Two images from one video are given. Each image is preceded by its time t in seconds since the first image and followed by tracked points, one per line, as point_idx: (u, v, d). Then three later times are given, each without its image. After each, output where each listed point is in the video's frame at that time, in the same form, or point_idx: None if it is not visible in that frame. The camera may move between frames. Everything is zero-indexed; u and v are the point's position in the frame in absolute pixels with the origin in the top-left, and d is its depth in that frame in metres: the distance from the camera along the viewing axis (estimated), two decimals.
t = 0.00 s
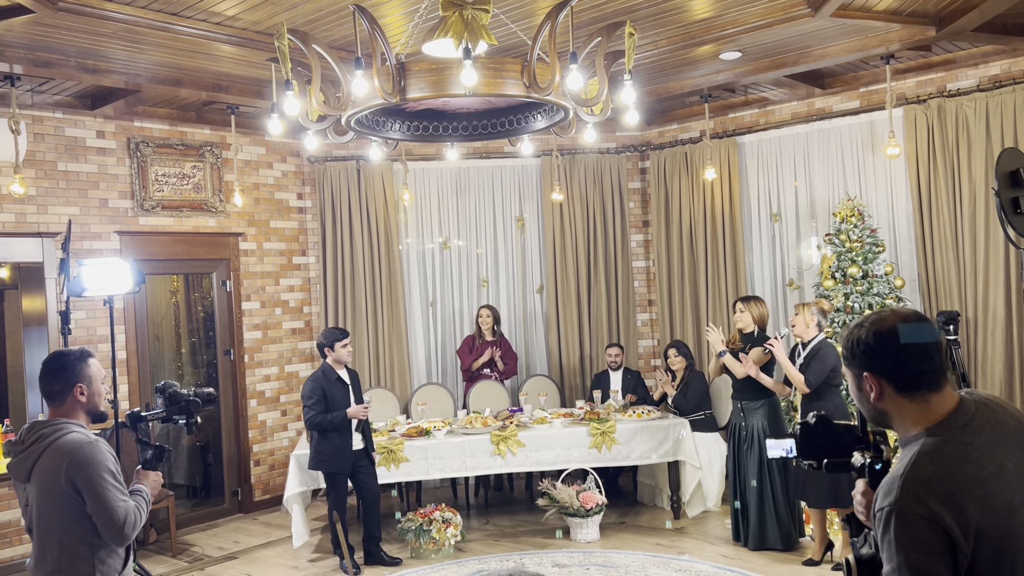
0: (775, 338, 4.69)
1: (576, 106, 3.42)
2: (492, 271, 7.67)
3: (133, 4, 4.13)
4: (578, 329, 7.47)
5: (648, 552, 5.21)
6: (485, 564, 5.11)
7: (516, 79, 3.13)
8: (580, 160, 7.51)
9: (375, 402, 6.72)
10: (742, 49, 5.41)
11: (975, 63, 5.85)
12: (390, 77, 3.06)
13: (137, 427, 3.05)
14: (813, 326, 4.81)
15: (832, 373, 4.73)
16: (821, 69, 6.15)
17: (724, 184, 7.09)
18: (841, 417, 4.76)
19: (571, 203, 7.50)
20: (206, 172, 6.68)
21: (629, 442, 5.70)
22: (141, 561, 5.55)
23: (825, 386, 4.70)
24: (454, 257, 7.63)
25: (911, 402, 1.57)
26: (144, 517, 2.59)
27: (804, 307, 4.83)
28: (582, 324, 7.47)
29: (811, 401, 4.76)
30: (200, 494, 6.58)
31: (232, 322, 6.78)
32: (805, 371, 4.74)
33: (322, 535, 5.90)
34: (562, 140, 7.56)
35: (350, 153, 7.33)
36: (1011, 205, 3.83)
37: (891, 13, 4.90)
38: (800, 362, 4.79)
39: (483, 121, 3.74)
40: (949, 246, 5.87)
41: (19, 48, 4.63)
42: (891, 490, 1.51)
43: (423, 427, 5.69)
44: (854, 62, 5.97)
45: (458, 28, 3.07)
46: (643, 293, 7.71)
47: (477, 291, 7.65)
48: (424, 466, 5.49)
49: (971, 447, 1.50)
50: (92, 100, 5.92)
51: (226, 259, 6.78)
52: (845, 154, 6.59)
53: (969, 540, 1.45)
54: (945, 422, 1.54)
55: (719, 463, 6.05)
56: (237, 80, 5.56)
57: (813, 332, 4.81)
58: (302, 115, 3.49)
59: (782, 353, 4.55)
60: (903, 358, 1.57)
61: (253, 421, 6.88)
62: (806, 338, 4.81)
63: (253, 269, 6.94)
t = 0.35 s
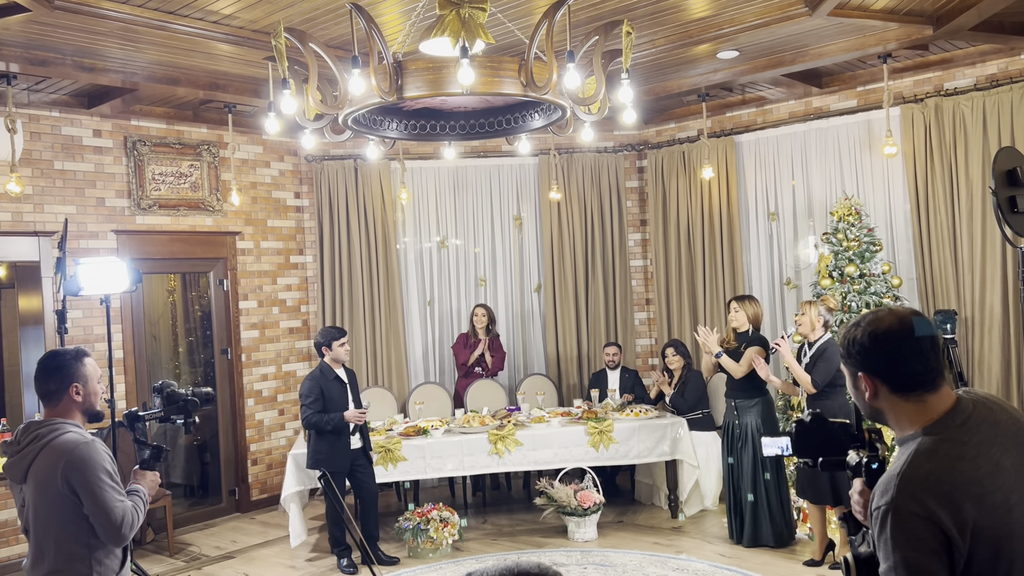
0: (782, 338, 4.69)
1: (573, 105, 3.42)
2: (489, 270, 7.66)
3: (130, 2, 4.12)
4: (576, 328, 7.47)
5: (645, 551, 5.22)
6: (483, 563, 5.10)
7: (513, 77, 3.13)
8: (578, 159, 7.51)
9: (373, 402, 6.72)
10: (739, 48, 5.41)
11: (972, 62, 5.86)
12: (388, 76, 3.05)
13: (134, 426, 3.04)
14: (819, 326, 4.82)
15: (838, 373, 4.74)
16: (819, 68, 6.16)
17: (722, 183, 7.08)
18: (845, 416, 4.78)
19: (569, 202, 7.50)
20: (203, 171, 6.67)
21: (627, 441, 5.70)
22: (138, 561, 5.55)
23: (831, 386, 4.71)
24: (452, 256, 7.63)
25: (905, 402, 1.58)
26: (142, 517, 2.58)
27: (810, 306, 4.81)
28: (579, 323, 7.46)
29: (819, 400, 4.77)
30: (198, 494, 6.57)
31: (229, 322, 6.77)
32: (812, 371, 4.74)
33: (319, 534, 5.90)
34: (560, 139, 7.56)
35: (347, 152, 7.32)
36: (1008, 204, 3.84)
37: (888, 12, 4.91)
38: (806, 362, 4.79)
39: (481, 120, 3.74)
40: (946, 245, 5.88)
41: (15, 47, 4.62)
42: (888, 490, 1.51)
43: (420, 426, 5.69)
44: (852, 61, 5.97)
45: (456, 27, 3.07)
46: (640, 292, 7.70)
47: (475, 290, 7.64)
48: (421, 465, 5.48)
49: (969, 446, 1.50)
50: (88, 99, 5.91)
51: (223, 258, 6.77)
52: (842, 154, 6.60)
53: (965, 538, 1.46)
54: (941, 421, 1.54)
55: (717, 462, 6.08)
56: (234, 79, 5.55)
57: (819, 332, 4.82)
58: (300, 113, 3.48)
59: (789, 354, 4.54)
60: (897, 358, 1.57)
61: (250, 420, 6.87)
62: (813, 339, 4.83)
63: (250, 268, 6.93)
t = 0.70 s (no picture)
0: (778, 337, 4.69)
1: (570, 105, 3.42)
2: (487, 270, 7.66)
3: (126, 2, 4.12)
4: (574, 328, 7.46)
5: (643, 550, 5.22)
6: (480, 563, 5.10)
7: (510, 77, 3.13)
8: (575, 159, 7.51)
9: (370, 402, 6.71)
10: (736, 48, 5.42)
11: (968, 62, 5.86)
12: (385, 75, 3.05)
13: (131, 427, 3.04)
14: (815, 326, 4.80)
15: (833, 373, 4.74)
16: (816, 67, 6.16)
17: (719, 183, 7.09)
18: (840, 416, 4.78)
19: (566, 202, 7.50)
20: (200, 171, 6.66)
21: (624, 440, 5.70)
22: (135, 561, 5.54)
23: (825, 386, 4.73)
24: (449, 256, 7.62)
25: (900, 402, 1.58)
26: (140, 518, 2.57)
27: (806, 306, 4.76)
28: (577, 323, 7.46)
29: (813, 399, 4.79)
30: (195, 494, 6.56)
31: (226, 322, 6.76)
32: (806, 370, 4.76)
33: (316, 534, 5.89)
34: (557, 139, 7.56)
35: (344, 151, 7.31)
36: (1005, 204, 3.85)
37: (885, 12, 4.91)
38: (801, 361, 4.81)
39: (478, 119, 3.74)
40: (943, 244, 5.89)
41: (11, 46, 4.60)
42: (884, 490, 1.51)
43: (418, 426, 5.68)
44: (849, 61, 5.98)
45: (453, 26, 3.08)
46: (638, 291, 7.71)
47: (472, 290, 7.64)
48: (418, 465, 5.48)
49: (964, 445, 1.50)
50: (85, 98, 5.90)
51: (220, 258, 6.76)
52: (839, 154, 6.60)
53: (961, 538, 1.46)
54: (936, 420, 1.54)
55: (714, 461, 6.13)
56: (231, 78, 5.54)
57: (815, 332, 4.81)
58: (297, 113, 3.47)
59: (784, 352, 4.55)
60: (891, 358, 1.57)
61: (247, 420, 6.86)
62: (808, 337, 4.81)
63: (247, 268, 6.92)
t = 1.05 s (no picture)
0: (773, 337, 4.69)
1: (567, 105, 3.42)
2: (484, 270, 7.65)
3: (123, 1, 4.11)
4: (571, 328, 7.46)
5: (640, 550, 5.22)
6: (477, 562, 5.10)
7: (508, 76, 3.13)
8: (573, 158, 7.51)
9: (367, 402, 6.71)
10: (733, 48, 5.42)
11: (965, 62, 5.87)
12: (382, 75, 3.05)
13: (128, 427, 3.03)
14: (809, 326, 4.85)
15: (826, 372, 4.74)
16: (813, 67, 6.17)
17: (717, 183, 7.09)
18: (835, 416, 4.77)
19: (564, 201, 7.50)
20: (197, 170, 6.65)
21: (622, 440, 5.71)
22: (132, 561, 5.53)
23: (819, 386, 4.72)
24: (447, 256, 7.62)
25: (896, 401, 1.59)
26: (137, 518, 2.57)
27: (800, 307, 4.87)
28: (575, 323, 7.46)
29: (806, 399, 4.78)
30: (192, 494, 6.55)
31: (223, 321, 6.75)
32: (800, 370, 4.76)
33: (313, 534, 5.89)
34: (555, 139, 7.56)
35: (342, 151, 7.31)
36: (1001, 203, 3.86)
37: (882, 12, 4.92)
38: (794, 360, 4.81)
39: (476, 119, 3.74)
40: (940, 244, 5.89)
41: (8, 46, 4.60)
42: (880, 489, 1.51)
43: (415, 426, 5.68)
44: (846, 61, 5.98)
45: (450, 25, 3.07)
46: (635, 291, 7.71)
47: (470, 290, 7.64)
48: (416, 465, 5.48)
49: (960, 445, 1.50)
50: (82, 98, 5.89)
51: (218, 258, 6.75)
52: (837, 154, 6.61)
53: (957, 537, 1.46)
54: (932, 419, 1.55)
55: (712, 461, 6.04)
56: (229, 78, 5.54)
57: (809, 332, 4.84)
58: (294, 112, 3.47)
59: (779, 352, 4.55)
60: (887, 358, 1.58)
61: (244, 420, 6.86)
62: (803, 338, 4.84)
63: (244, 267, 6.91)
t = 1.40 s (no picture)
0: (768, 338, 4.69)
1: (565, 105, 3.42)
2: (482, 270, 7.65)
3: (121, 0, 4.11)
4: (569, 328, 7.47)
5: (638, 550, 5.22)
6: (475, 562, 5.09)
7: (505, 76, 3.12)
8: (571, 158, 7.51)
9: (365, 402, 6.71)
10: (731, 48, 5.42)
11: (963, 62, 5.88)
12: (380, 74, 3.05)
13: (126, 428, 3.02)
14: (803, 326, 4.81)
15: (822, 373, 4.75)
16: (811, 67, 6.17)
17: (714, 183, 7.10)
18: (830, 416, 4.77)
19: (562, 201, 7.50)
20: (195, 170, 6.65)
21: (619, 440, 5.71)
22: (130, 562, 5.52)
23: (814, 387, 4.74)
24: (445, 256, 7.62)
25: (891, 401, 1.59)
26: (135, 519, 2.57)
27: (794, 308, 4.80)
28: (572, 323, 7.47)
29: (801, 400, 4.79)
30: (189, 494, 6.55)
31: (221, 321, 6.75)
32: (795, 371, 4.77)
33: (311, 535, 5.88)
34: (553, 139, 7.56)
35: (340, 151, 7.30)
36: (998, 203, 3.86)
37: (880, 12, 4.92)
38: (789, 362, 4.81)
39: (473, 119, 3.73)
40: (938, 244, 5.90)
41: (5, 45, 4.59)
42: (876, 488, 1.51)
43: (413, 426, 5.68)
44: (844, 62, 5.99)
45: (448, 25, 3.06)
46: (633, 291, 7.71)
47: (468, 290, 7.64)
48: (414, 465, 5.48)
49: (956, 444, 1.50)
50: (79, 97, 5.88)
51: (215, 258, 6.74)
52: (834, 153, 6.61)
53: (953, 536, 1.46)
54: (928, 419, 1.55)
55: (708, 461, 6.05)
56: (226, 78, 5.53)
57: (803, 332, 4.82)
58: (291, 112, 3.47)
59: (773, 352, 4.55)
60: (880, 359, 1.58)
61: (242, 420, 6.85)
62: (797, 338, 4.82)
63: (242, 268, 6.91)
